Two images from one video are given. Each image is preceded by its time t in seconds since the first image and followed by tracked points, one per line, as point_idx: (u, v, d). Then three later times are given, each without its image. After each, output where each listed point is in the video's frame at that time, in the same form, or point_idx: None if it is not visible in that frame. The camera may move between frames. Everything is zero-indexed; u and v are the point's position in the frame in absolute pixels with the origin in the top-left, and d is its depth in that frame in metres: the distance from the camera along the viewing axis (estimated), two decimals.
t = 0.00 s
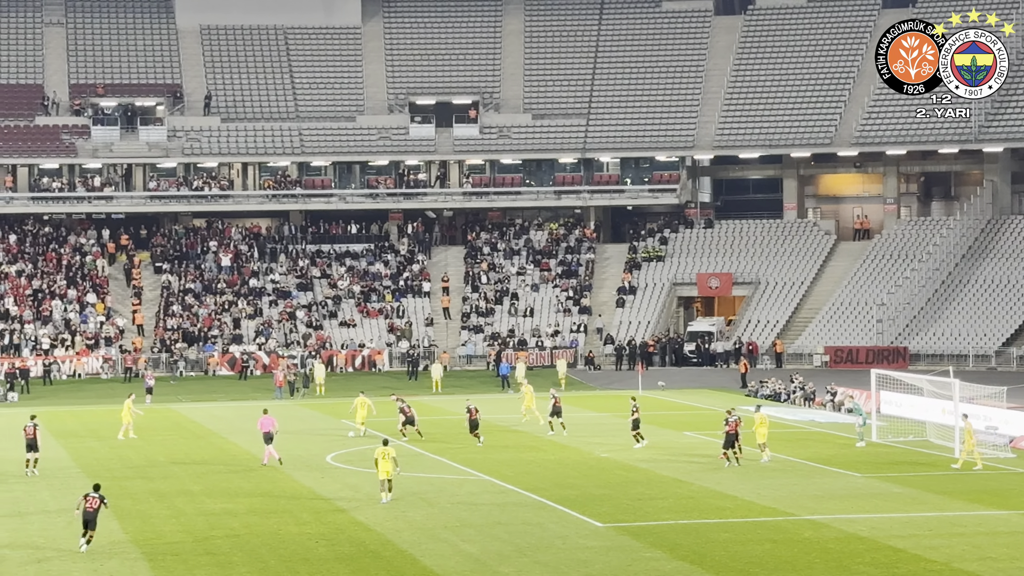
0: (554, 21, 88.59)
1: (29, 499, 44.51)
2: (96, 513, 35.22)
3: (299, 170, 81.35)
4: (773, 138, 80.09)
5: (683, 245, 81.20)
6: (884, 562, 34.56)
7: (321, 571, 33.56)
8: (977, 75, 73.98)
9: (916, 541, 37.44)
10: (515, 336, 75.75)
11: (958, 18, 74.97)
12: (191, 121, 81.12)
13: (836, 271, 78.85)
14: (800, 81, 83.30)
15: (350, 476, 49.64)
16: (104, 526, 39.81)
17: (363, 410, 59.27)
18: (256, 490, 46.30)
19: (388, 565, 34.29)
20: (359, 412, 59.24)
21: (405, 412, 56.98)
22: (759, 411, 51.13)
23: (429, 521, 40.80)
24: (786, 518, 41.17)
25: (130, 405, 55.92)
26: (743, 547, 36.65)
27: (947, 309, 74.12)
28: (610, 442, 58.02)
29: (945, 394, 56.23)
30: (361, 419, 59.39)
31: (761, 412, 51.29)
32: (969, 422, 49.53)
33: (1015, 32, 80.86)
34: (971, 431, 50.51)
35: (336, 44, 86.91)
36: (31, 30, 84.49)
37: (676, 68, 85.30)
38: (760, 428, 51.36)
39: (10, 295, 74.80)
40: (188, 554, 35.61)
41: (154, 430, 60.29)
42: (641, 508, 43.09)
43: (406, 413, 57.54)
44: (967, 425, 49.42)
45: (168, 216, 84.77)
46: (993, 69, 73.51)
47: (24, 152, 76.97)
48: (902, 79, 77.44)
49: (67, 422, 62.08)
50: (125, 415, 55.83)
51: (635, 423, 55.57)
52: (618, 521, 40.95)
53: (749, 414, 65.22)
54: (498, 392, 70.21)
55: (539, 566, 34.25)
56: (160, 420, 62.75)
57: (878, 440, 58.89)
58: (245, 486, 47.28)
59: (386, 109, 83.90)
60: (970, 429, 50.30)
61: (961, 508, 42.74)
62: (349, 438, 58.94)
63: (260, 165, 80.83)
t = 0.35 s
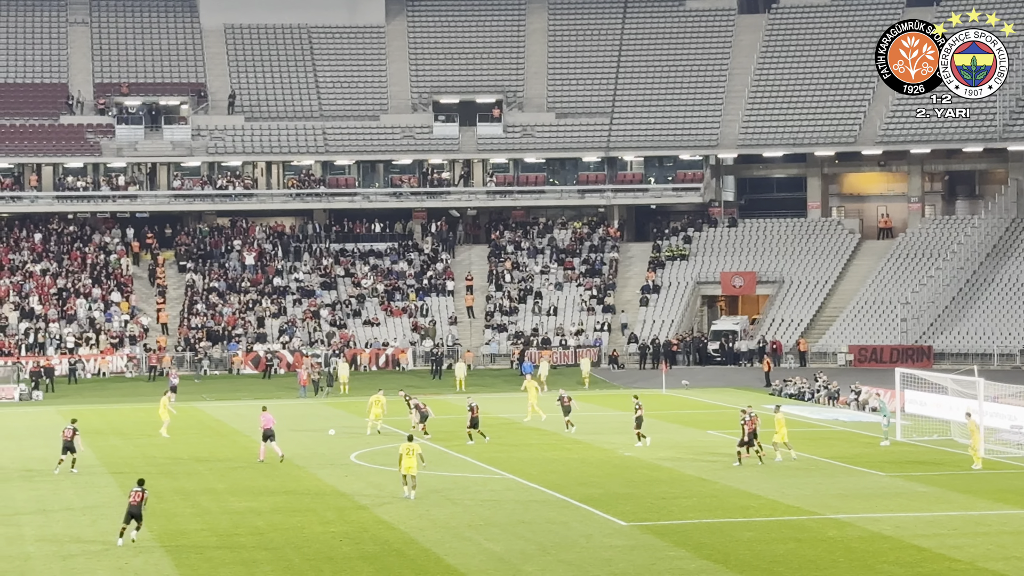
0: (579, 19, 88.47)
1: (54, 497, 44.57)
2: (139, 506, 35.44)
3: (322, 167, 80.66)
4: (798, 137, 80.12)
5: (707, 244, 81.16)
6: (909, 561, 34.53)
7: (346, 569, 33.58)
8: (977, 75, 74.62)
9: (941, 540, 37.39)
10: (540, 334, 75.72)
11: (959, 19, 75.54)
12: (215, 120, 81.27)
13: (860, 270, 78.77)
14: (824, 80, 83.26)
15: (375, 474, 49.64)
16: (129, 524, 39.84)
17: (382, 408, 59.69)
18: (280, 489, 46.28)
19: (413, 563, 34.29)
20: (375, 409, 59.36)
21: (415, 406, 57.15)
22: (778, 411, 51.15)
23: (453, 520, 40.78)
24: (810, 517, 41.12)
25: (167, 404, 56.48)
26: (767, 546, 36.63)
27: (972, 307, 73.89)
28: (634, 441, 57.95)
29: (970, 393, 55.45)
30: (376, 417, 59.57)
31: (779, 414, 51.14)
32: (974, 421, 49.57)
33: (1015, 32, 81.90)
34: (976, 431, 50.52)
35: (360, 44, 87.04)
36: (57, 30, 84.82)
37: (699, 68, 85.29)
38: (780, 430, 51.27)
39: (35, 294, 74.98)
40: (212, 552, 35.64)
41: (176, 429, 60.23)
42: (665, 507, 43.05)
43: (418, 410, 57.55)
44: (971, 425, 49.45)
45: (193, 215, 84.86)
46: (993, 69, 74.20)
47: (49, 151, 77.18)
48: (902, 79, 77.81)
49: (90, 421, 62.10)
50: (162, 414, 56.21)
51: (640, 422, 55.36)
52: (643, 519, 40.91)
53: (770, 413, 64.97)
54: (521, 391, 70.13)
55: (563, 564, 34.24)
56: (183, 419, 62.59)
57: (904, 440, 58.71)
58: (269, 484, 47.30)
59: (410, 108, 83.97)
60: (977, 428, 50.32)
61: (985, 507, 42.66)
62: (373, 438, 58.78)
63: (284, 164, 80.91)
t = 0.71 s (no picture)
0: (601, 17, 88.49)
1: (76, 495, 44.58)
2: (193, 498, 36.35)
3: (345, 167, 81.76)
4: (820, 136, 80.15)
5: (729, 243, 81.16)
6: (931, 560, 34.44)
7: (367, 567, 33.58)
8: (977, 75, 75.05)
9: (964, 540, 37.26)
10: (562, 333, 75.73)
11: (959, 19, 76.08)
12: (238, 119, 81.41)
13: (883, 269, 78.64)
14: (846, 80, 83.28)
15: (397, 473, 49.60)
16: (151, 522, 39.83)
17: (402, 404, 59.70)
18: (302, 488, 46.26)
19: (434, 562, 34.28)
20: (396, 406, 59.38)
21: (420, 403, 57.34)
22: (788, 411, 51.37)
23: (475, 519, 40.75)
24: (833, 517, 41.03)
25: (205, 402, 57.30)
26: (790, 545, 36.56)
27: (996, 306, 73.63)
28: (657, 440, 57.85)
29: (992, 392, 55.39)
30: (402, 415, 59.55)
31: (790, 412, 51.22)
32: (974, 422, 49.65)
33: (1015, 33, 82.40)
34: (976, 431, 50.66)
35: (383, 43, 87.16)
36: (80, 31, 85.14)
37: (721, 66, 85.28)
38: (792, 427, 51.47)
39: (58, 293, 75.12)
40: (234, 550, 35.64)
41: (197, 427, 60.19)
42: (687, 506, 42.98)
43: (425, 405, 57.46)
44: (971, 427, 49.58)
45: (215, 214, 84.94)
46: (992, 69, 74.72)
47: (72, 150, 77.38)
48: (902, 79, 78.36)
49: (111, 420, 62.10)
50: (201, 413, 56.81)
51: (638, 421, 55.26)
52: (665, 518, 40.86)
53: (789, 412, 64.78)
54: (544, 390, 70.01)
55: (585, 563, 34.20)
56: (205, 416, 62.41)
57: (927, 439, 58.93)
58: (291, 483, 47.28)
59: (432, 107, 84.08)
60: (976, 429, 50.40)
61: (1008, 507, 42.53)
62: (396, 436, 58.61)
63: (306, 163, 80.93)
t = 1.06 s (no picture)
0: (613, 17, 88.68)
1: (90, 493, 44.60)
2: (247, 487, 37.87)
3: (358, 165, 81.70)
4: (833, 134, 80.21)
5: (741, 241, 81.21)
6: (944, 559, 34.34)
7: (380, 566, 33.57)
8: (977, 75, 75.07)
9: (977, 538, 37.16)
10: (574, 332, 75.69)
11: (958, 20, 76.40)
12: (251, 117, 81.55)
13: (896, 267, 78.55)
14: (859, 78, 83.34)
15: (411, 470, 49.61)
16: (164, 520, 39.84)
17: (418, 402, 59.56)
18: (315, 486, 46.22)
19: (447, 561, 34.26)
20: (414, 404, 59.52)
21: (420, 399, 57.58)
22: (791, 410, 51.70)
23: (488, 517, 40.76)
24: (846, 516, 40.96)
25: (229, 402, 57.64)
26: (803, 544, 36.51)
27: (1009, 305, 73.41)
28: (671, 438, 57.81)
29: (1007, 390, 54.98)
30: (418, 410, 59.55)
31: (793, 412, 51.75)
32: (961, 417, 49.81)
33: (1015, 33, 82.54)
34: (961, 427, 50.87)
35: (395, 41, 87.29)
36: (93, 29, 85.36)
37: (734, 65, 85.30)
38: (793, 426, 51.66)
39: (71, 291, 75.26)
40: (247, 549, 35.62)
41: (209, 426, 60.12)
42: (700, 505, 42.94)
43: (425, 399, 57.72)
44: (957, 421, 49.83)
45: (228, 212, 85.04)
46: (992, 69, 74.82)
47: (85, 149, 77.53)
48: (902, 79, 78.47)
49: (123, 418, 62.05)
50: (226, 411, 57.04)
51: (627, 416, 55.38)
52: (678, 516, 40.83)
53: (803, 410, 64.70)
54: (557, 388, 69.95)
55: (598, 562, 34.17)
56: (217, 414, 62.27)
57: (941, 438, 58.52)
58: (304, 481, 47.28)
59: (445, 105, 84.26)
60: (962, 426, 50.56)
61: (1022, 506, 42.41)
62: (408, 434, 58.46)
63: (319, 161, 80.93)
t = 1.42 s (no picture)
0: (614, 16, 88.71)
1: (92, 492, 44.52)
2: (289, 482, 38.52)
3: (359, 164, 81.65)
4: (834, 133, 80.16)
5: (743, 241, 81.19)
6: (947, 558, 34.33)
7: (383, 565, 33.53)
8: (977, 75, 75.50)
9: (980, 537, 37.13)
10: (576, 331, 75.70)
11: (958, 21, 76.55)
12: (252, 116, 81.59)
13: (898, 266, 78.47)
14: (860, 78, 83.30)
15: (412, 470, 49.54)
16: (166, 519, 39.75)
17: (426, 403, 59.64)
18: (317, 484, 46.20)
19: (450, 560, 34.22)
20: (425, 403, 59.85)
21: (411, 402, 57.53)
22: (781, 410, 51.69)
23: (491, 516, 40.70)
24: (848, 514, 40.92)
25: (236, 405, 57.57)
26: (805, 543, 36.47)
27: (1011, 303, 73.14)
28: (673, 437, 57.71)
29: (1009, 390, 55.22)
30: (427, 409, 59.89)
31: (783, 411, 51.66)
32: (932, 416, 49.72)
33: (1015, 33, 82.51)
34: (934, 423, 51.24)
35: (397, 40, 87.34)
36: (95, 29, 85.37)
37: (735, 64, 85.24)
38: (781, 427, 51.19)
39: (73, 290, 75.23)
40: (249, 548, 35.55)
41: (211, 425, 60.08)
42: (702, 504, 42.87)
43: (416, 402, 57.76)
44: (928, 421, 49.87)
45: (230, 211, 85.04)
46: (993, 69, 75.15)
47: (86, 148, 77.52)
48: (902, 79, 78.47)
49: (126, 417, 62.01)
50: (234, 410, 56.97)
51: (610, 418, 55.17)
52: (680, 515, 40.77)
53: (805, 409, 64.68)
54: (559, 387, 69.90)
55: (600, 561, 34.13)
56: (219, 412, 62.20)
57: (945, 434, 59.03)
58: (306, 480, 47.19)
59: (447, 104, 84.35)
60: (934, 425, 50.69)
61: None
62: (410, 433, 58.41)
63: (320, 160, 80.92)
